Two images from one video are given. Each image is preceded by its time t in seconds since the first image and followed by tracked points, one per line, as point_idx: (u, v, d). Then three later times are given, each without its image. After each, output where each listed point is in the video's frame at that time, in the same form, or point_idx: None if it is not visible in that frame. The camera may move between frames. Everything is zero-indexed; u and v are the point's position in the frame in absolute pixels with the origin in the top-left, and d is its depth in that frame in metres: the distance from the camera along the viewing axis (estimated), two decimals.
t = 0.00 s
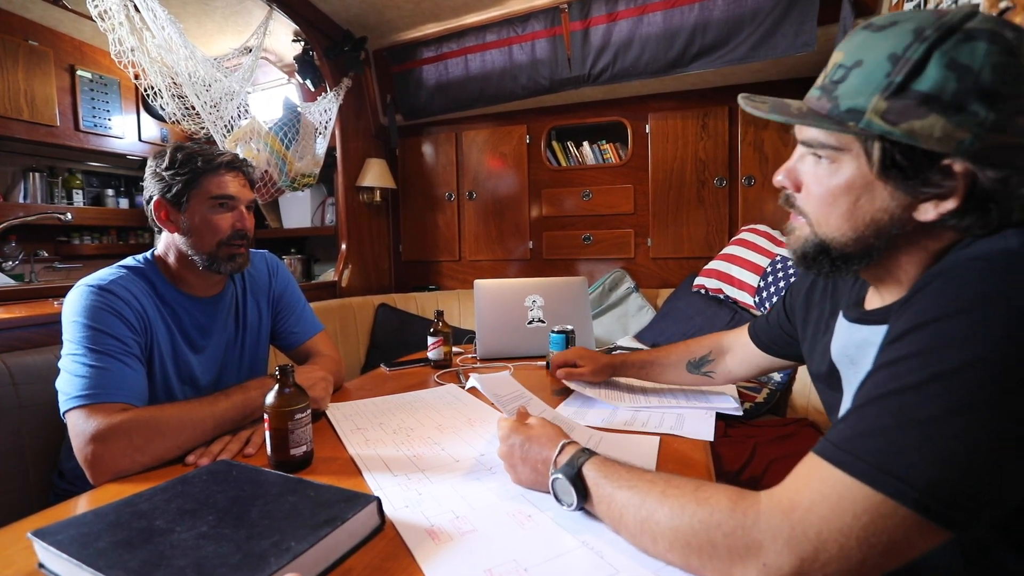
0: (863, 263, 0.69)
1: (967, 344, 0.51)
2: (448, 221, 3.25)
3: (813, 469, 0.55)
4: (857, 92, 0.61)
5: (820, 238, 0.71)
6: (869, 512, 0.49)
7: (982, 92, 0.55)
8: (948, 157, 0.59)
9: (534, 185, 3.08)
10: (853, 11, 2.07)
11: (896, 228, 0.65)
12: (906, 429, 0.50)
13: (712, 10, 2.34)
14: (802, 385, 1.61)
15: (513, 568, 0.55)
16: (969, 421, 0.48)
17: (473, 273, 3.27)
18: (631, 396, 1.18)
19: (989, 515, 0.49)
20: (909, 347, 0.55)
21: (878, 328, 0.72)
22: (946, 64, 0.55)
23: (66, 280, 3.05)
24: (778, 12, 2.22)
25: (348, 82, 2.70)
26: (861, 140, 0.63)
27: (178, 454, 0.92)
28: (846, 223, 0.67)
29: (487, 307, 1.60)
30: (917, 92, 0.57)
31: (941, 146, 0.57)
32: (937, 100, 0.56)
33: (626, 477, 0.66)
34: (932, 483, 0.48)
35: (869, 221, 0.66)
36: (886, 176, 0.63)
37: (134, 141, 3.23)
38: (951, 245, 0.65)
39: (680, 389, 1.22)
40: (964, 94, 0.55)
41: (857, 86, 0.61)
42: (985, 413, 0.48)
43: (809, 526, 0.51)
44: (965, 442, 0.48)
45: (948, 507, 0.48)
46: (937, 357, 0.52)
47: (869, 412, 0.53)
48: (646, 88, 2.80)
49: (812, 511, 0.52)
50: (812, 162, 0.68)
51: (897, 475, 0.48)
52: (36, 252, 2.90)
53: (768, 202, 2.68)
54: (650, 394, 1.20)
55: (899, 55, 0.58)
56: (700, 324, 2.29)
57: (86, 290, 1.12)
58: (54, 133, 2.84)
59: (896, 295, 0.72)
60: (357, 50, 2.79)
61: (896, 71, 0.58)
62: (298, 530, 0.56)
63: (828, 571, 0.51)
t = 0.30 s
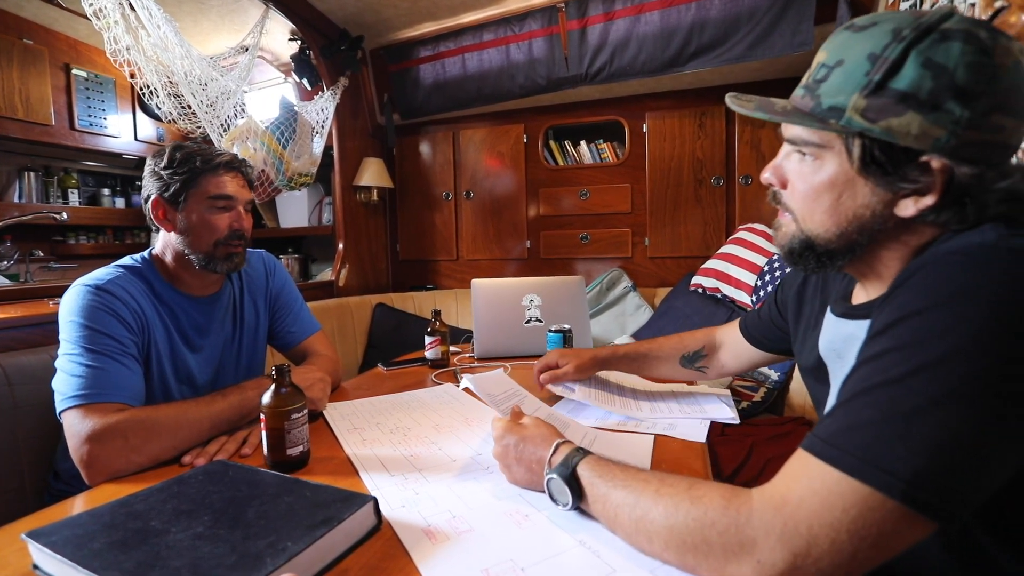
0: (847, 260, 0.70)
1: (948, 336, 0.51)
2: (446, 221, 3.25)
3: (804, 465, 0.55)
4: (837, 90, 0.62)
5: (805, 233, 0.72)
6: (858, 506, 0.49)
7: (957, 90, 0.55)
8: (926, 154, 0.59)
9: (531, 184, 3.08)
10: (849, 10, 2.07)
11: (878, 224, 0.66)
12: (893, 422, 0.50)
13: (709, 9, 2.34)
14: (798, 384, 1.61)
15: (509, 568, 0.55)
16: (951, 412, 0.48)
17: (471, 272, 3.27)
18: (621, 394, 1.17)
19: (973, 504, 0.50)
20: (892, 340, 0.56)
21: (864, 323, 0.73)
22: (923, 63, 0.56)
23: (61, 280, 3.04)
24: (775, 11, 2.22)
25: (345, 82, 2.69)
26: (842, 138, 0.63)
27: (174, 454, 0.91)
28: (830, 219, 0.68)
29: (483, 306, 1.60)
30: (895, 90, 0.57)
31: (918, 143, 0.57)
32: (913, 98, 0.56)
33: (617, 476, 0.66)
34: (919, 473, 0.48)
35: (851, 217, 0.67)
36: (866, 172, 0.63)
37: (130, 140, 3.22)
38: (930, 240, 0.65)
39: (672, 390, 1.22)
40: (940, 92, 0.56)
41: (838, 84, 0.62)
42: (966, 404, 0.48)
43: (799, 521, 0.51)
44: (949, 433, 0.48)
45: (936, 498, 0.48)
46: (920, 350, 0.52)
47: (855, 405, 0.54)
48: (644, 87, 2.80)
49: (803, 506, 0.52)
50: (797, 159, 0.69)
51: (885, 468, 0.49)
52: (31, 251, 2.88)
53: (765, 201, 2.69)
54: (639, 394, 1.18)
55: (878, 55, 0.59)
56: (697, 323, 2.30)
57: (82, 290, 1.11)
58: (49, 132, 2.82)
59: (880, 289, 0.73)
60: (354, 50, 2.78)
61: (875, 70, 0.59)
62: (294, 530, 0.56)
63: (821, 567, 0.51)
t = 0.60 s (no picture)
0: (841, 260, 0.70)
1: (939, 333, 0.51)
2: (445, 220, 3.25)
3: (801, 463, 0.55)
4: (831, 90, 0.62)
5: (800, 233, 0.72)
6: (854, 504, 0.49)
7: (950, 90, 0.56)
8: (920, 152, 0.59)
9: (530, 184, 3.08)
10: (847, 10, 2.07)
11: (871, 223, 0.66)
12: (887, 418, 0.50)
13: (708, 9, 2.34)
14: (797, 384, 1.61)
15: (508, 567, 0.55)
16: (945, 408, 0.49)
17: (469, 272, 3.27)
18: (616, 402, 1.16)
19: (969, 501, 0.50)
20: (885, 338, 0.56)
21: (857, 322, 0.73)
22: (916, 63, 0.56)
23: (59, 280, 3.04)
24: (774, 11, 2.22)
25: (344, 81, 2.69)
26: (837, 137, 0.63)
27: (173, 454, 0.91)
28: (824, 218, 0.68)
29: (482, 306, 1.60)
30: (889, 89, 0.57)
31: (911, 142, 0.58)
32: (907, 97, 0.57)
33: (614, 475, 0.66)
34: (915, 469, 0.48)
35: (845, 216, 0.67)
36: (860, 171, 0.63)
37: (128, 140, 3.22)
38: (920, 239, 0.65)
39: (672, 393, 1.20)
40: (933, 91, 0.56)
41: (832, 83, 0.62)
42: (960, 400, 0.48)
43: (797, 520, 0.51)
44: (944, 429, 0.48)
45: (932, 493, 0.48)
46: (913, 347, 0.52)
47: (850, 404, 0.54)
48: (643, 87, 2.80)
49: (800, 504, 0.52)
50: (790, 159, 0.69)
51: (880, 463, 0.49)
52: (29, 251, 2.88)
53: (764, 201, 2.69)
54: (639, 401, 1.16)
55: (872, 55, 0.59)
56: (696, 323, 2.30)
57: (80, 290, 1.11)
58: (48, 132, 2.82)
59: (870, 289, 0.73)
60: (353, 49, 2.79)
61: (869, 69, 0.59)
62: (292, 530, 0.56)
63: (819, 565, 0.51)
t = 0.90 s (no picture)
0: (833, 263, 0.70)
1: (931, 332, 0.51)
2: (445, 220, 3.25)
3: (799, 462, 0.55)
4: (824, 90, 0.62)
5: (792, 235, 0.72)
6: (852, 501, 0.49)
7: (942, 91, 0.56)
8: (911, 154, 0.60)
9: (530, 184, 3.08)
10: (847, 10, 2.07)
11: (864, 225, 0.66)
12: (882, 416, 0.50)
13: (707, 9, 2.34)
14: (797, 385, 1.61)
15: (507, 567, 0.55)
16: (938, 405, 0.49)
17: (469, 272, 3.27)
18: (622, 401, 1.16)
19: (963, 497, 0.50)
20: (877, 336, 0.55)
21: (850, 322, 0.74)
22: (908, 64, 0.56)
23: (59, 280, 3.04)
24: (773, 12, 2.22)
25: (344, 82, 2.69)
26: (829, 137, 0.63)
27: (173, 454, 0.91)
28: (818, 219, 0.68)
29: (481, 306, 1.60)
30: (881, 90, 0.57)
31: (903, 143, 0.58)
32: (899, 98, 0.57)
33: (611, 475, 0.66)
34: (910, 466, 0.48)
35: (838, 217, 0.67)
36: (853, 172, 0.63)
37: (128, 140, 3.22)
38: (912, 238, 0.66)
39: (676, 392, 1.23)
40: (925, 92, 0.56)
41: (825, 84, 0.62)
42: (954, 397, 0.49)
43: (795, 518, 0.51)
44: (938, 426, 0.48)
45: (928, 490, 0.48)
46: (906, 344, 0.52)
47: (845, 401, 0.54)
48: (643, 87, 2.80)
49: (798, 502, 0.52)
50: (783, 160, 0.69)
51: (876, 461, 0.49)
52: (29, 251, 2.88)
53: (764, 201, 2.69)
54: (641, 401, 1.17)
55: (864, 55, 0.59)
56: (696, 323, 2.30)
57: (81, 290, 1.11)
58: (47, 132, 2.82)
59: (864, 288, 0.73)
60: (352, 49, 2.78)
61: (861, 70, 0.59)
62: (292, 530, 0.56)
63: (818, 564, 0.51)
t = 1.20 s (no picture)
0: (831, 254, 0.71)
1: (933, 331, 0.51)
2: (444, 221, 3.25)
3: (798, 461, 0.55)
4: (841, 78, 0.62)
5: (793, 224, 0.72)
6: (849, 502, 0.50)
7: (961, 87, 0.56)
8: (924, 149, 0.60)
9: (530, 184, 3.08)
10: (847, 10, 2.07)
11: (866, 219, 0.66)
12: (883, 416, 0.50)
13: (707, 9, 2.34)
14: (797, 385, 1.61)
15: (507, 567, 0.55)
16: (938, 405, 0.49)
17: (469, 272, 3.27)
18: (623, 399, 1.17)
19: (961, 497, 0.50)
20: (879, 335, 0.55)
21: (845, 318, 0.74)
22: (928, 56, 0.56)
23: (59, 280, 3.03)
24: (773, 12, 2.22)
25: (344, 82, 2.69)
26: (842, 127, 0.64)
27: (172, 455, 0.91)
28: (820, 210, 0.68)
29: (481, 306, 1.60)
30: (900, 80, 0.57)
31: (916, 139, 0.58)
32: (916, 90, 0.57)
33: (609, 475, 0.66)
34: (910, 466, 0.48)
35: (840, 210, 0.67)
36: (862, 163, 0.64)
37: (128, 140, 3.21)
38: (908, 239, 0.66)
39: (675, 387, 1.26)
40: (944, 86, 0.56)
41: (842, 72, 0.62)
42: (954, 398, 0.49)
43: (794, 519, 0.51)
44: (938, 427, 0.48)
45: (928, 490, 0.48)
46: (906, 344, 0.52)
47: (844, 401, 0.53)
48: (643, 87, 2.80)
49: (796, 503, 0.52)
50: (791, 148, 0.69)
51: (876, 462, 0.49)
52: (28, 251, 2.87)
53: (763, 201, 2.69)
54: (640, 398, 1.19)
55: (884, 45, 0.59)
56: (695, 323, 2.30)
57: (81, 290, 1.11)
58: (46, 132, 2.82)
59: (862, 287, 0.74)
60: (352, 49, 2.78)
61: (881, 59, 0.58)
62: (292, 531, 0.56)
63: (816, 564, 0.51)
